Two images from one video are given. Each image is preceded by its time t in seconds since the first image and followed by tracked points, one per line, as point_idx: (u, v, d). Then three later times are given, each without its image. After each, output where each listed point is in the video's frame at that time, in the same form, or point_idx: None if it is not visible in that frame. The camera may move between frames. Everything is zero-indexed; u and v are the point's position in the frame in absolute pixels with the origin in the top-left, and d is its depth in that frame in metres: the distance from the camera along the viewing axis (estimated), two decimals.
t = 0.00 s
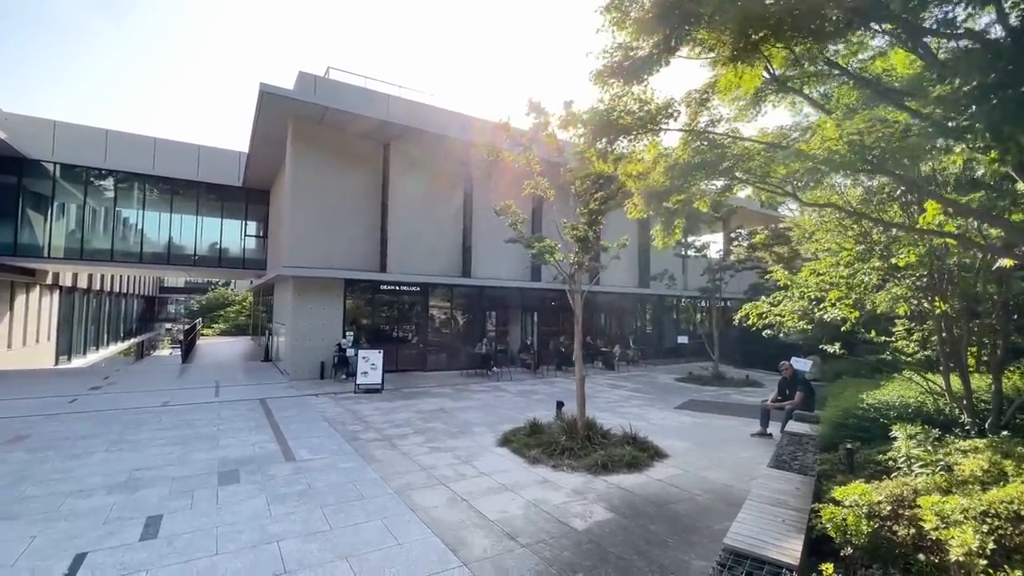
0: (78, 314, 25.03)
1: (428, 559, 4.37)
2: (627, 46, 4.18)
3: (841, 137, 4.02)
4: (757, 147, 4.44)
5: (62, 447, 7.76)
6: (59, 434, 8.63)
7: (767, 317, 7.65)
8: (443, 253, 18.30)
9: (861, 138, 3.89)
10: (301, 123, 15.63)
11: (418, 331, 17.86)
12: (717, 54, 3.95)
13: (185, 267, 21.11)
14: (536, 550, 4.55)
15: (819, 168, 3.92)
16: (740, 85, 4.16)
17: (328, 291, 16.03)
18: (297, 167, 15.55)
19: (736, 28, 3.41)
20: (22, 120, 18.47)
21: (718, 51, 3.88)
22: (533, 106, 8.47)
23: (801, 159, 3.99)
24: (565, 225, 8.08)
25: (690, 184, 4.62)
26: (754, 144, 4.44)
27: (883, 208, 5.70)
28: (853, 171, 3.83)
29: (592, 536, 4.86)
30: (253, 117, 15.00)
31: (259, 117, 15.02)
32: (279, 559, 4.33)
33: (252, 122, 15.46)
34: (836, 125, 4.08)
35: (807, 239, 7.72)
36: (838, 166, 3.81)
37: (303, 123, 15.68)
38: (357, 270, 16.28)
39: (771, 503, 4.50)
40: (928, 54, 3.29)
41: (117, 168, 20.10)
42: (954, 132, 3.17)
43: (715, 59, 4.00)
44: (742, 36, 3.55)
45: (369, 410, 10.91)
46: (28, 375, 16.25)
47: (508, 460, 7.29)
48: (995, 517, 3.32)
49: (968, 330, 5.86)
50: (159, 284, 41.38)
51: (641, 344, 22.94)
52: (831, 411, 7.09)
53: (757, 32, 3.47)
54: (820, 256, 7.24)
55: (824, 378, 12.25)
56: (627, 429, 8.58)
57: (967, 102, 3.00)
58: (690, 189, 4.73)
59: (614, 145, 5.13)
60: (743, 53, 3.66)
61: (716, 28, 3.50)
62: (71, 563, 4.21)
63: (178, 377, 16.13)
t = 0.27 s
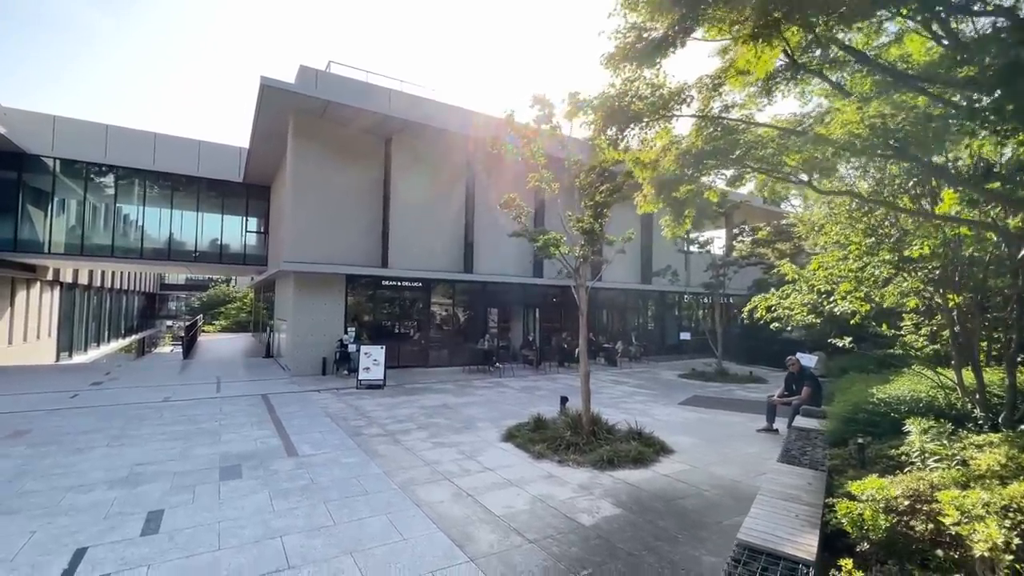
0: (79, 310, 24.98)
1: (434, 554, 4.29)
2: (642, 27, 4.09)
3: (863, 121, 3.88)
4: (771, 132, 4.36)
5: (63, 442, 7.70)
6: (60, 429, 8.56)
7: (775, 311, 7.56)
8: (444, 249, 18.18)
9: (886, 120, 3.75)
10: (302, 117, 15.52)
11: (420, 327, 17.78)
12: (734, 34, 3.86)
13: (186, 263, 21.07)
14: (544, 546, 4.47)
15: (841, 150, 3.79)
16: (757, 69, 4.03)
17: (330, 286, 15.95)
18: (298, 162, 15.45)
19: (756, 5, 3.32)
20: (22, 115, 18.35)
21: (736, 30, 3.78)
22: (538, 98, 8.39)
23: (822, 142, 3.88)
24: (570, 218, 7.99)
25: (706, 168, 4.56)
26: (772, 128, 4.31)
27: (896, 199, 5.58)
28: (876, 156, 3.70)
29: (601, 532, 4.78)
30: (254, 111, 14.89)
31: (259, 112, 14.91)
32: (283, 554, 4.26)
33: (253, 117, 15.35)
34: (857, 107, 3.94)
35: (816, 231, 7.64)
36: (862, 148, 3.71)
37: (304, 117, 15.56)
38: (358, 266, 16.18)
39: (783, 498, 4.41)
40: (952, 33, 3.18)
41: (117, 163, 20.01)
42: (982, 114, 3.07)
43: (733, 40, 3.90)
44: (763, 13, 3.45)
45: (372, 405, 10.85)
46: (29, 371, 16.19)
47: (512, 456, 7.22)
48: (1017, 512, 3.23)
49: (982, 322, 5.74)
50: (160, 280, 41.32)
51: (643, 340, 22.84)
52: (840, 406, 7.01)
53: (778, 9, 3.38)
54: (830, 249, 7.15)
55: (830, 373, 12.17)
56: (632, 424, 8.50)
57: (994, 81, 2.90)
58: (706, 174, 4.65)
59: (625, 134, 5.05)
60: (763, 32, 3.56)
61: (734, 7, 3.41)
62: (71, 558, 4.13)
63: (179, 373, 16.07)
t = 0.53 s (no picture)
0: (80, 306, 24.91)
1: (439, 548, 4.21)
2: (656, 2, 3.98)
3: (886, 99, 3.72)
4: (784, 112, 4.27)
5: (63, 436, 7.63)
6: (60, 423, 8.49)
7: (784, 303, 7.47)
8: (446, 244, 18.07)
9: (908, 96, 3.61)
10: (302, 111, 15.40)
11: (421, 323, 17.69)
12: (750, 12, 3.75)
13: (186, 258, 21.02)
14: (551, 539, 4.39)
15: (862, 131, 3.62)
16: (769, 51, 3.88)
17: (331, 281, 15.86)
18: (298, 156, 15.33)
19: None
20: (20, 110, 18.15)
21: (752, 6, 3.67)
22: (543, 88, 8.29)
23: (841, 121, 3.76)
24: (574, 209, 7.90)
25: (719, 152, 4.48)
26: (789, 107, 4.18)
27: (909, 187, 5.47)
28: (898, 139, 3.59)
29: (608, 525, 4.70)
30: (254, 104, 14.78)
31: (260, 106, 14.81)
32: (285, 547, 4.18)
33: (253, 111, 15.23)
34: (876, 85, 3.78)
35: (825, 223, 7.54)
36: (887, 128, 3.48)
37: (304, 111, 15.44)
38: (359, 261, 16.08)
39: (795, 491, 4.33)
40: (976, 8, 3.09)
41: (117, 159, 19.89)
42: (1010, 92, 2.97)
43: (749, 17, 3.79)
44: None
45: (374, 400, 10.77)
46: (30, 366, 16.12)
47: (516, 449, 7.14)
48: None
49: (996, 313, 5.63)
50: (160, 277, 41.23)
51: (645, 336, 22.76)
52: (848, 399, 6.92)
53: None
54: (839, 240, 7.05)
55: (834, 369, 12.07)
56: (637, 419, 8.43)
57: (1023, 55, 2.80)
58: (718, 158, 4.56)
59: (634, 120, 4.95)
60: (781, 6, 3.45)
61: None
62: (70, 551, 4.05)
63: (180, 368, 16.00)
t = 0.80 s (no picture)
0: (80, 305, 24.79)
1: (451, 552, 4.11)
2: None
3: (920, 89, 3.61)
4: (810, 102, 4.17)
5: (64, 435, 7.53)
6: (61, 422, 8.39)
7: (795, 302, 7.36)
8: (448, 242, 17.95)
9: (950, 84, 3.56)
10: (304, 108, 15.25)
11: (423, 321, 17.59)
12: None
13: (187, 256, 20.90)
14: (565, 542, 4.29)
15: (893, 122, 3.58)
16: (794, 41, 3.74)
17: (333, 280, 15.75)
18: (300, 153, 15.19)
19: None
20: (20, 107, 18.03)
21: None
22: (550, 82, 8.17)
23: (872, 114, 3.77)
24: (582, 205, 7.77)
25: (740, 145, 4.36)
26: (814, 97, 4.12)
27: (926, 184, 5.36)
28: (931, 131, 3.46)
29: (622, 528, 4.60)
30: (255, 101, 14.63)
31: (263, 102, 14.67)
32: (293, 551, 4.07)
33: (254, 108, 15.09)
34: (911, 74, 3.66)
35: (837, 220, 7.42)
36: (921, 118, 3.41)
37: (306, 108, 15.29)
38: (362, 259, 15.96)
39: (814, 493, 4.23)
40: None
41: (117, 156, 19.77)
42: None
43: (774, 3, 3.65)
44: None
45: (377, 399, 10.67)
46: (29, 364, 16.00)
47: (524, 450, 7.03)
48: None
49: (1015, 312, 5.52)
50: (160, 275, 41.06)
51: (648, 335, 22.66)
52: (861, 399, 6.82)
53: None
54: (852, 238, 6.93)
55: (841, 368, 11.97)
56: (645, 418, 8.33)
57: None
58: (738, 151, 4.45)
59: (650, 112, 4.83)
60: None
61: None
62: (72, 555, 3.95)
63: (181, 366, 15.89)
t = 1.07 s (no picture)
0: (79, 304, 24.63)
1: (462, 555, 4.01)
2: None
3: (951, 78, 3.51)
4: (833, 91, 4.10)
5: (65, 435, 7.43)
6: (61, 421, 8.28)
7: (806, 300, 7.29)
8: (450, 240, 17.85)
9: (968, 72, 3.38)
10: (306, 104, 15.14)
11: (425, 320, 17.50)
12: None
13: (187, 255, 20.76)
14: (578, 544, 4.20)
15: (923, 112, 3.48)
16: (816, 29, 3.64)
17: (335, 278, 15.65)
18: (302, 150, 15.09)
19: None
20: (19, 104, 17.91)
21: None
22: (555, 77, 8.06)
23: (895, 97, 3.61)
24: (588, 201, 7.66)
25: (759, 137, 4.33)
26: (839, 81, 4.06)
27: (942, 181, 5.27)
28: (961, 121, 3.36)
29: (635, 529, 4.52)
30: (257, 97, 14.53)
31: (264, 99, 14.54)
32: (300, 553, 3.98)
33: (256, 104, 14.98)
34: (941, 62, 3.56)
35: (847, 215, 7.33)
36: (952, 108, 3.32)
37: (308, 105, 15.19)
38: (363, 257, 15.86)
39: (832, 494, 4.15)
40: None
41: (116, 154, 19.64)
42: None
43: None
44: None
45: (380, 398, 10.57)
46: (28, 363, 15.87)
47: (531, 449, 6.94)
48: None
49: None
50: (159, 273, 40.83)
51: (650, 334, 22.57)
52: (873, 398, 6.74)
53: None
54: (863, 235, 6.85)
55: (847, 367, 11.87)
56: (652, 417, 8.23)
57: None
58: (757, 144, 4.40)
59: (666, 105, 4.78)
60: None
61: None
62: (74, 557, 3.86)
63: (181, 365, 15.77)
